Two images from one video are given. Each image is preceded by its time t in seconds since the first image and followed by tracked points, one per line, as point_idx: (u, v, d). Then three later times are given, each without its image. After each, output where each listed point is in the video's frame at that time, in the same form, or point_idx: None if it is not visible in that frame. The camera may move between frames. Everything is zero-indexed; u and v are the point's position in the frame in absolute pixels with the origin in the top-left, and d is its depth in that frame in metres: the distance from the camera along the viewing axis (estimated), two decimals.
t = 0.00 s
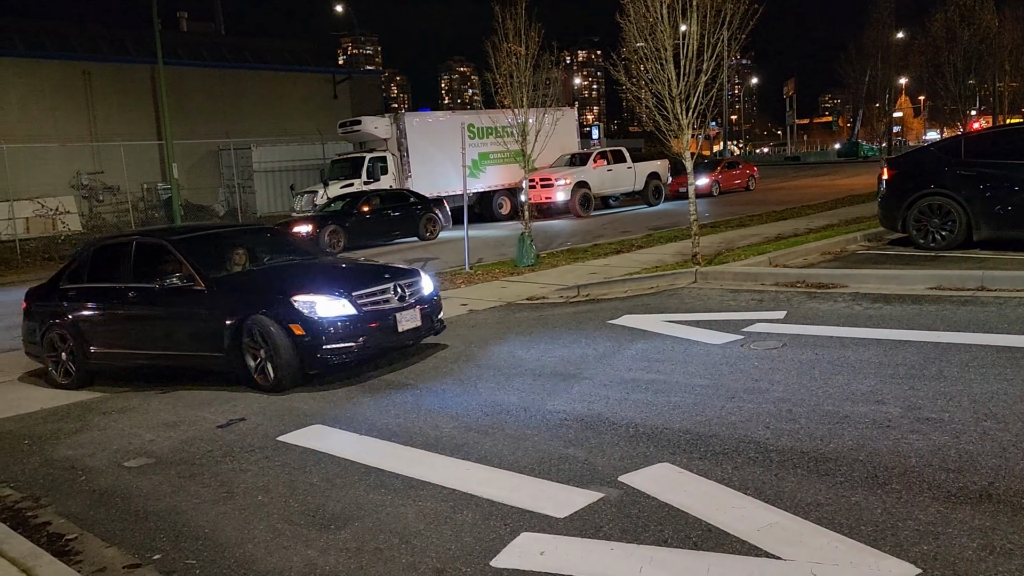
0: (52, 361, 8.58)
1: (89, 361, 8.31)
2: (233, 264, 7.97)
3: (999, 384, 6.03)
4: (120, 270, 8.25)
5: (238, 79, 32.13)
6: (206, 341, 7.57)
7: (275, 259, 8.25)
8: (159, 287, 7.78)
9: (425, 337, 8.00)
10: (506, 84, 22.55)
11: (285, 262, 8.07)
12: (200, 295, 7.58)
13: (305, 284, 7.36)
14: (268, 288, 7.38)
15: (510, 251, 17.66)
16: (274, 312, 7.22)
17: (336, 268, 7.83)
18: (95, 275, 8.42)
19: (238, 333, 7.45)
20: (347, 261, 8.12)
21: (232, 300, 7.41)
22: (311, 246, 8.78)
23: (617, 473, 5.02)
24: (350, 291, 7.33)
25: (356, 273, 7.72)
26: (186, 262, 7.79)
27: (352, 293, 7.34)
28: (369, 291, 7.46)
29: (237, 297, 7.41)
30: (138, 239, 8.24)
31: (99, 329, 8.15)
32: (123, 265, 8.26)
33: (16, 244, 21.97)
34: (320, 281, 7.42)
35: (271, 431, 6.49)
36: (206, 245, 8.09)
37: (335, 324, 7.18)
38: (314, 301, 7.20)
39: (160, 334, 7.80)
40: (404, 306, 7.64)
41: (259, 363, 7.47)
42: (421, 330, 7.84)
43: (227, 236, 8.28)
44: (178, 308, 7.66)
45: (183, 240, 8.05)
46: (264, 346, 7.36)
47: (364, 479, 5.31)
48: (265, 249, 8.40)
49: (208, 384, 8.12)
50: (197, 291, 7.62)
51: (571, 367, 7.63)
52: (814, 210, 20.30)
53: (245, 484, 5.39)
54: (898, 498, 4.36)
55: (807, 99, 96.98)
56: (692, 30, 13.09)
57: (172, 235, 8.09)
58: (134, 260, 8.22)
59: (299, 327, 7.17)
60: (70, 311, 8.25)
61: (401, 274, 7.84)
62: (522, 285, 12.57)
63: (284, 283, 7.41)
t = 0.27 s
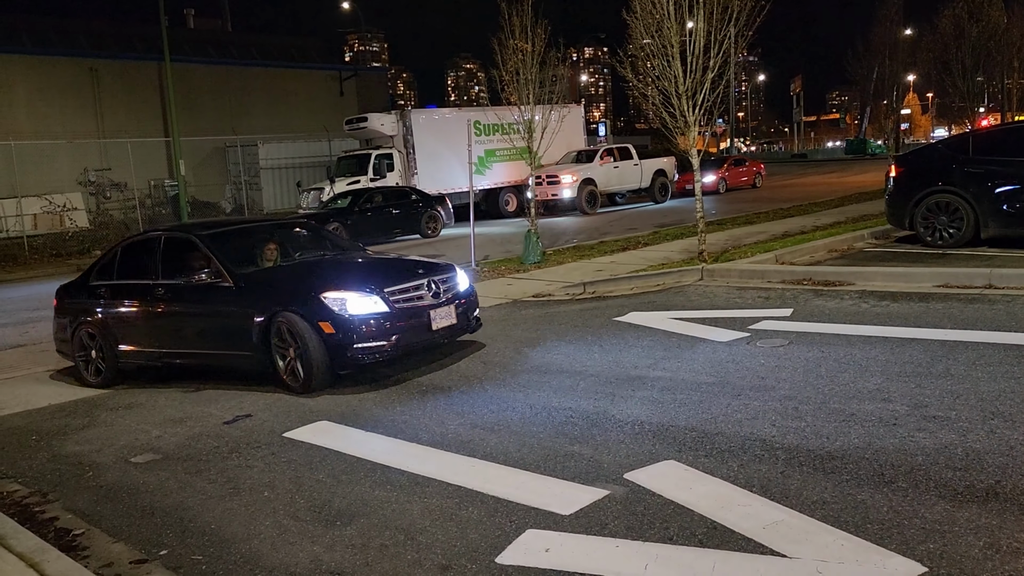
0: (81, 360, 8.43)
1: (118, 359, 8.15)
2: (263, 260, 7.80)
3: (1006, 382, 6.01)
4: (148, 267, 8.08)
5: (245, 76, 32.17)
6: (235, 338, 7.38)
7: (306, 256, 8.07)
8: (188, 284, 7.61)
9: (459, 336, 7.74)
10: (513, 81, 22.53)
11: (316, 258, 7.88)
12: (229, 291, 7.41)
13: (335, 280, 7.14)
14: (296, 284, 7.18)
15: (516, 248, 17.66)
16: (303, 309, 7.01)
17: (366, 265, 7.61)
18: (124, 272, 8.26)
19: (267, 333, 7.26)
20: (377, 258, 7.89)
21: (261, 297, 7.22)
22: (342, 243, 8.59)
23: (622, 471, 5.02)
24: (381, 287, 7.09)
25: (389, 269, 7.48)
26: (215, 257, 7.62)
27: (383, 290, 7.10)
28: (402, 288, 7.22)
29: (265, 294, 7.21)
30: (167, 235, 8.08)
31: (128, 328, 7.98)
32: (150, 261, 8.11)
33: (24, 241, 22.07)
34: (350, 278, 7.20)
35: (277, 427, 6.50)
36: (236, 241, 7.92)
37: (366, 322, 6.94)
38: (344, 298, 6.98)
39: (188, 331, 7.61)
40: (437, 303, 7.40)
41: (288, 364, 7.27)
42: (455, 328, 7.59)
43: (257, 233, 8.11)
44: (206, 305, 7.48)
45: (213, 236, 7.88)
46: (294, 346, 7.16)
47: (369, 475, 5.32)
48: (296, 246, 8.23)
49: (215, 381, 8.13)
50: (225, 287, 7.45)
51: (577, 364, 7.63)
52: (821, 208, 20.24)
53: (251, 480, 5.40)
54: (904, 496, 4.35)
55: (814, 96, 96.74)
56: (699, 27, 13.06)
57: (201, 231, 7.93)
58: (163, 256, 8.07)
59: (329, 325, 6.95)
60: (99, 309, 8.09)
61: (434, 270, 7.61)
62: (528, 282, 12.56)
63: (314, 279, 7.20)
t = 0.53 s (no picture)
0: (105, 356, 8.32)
1: (142, 355, 8.03)
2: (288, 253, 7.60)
3: (1010, 378, 6.00)
4: (172, 260, 7.91)
5: (248, 71, 32.15)
6: (259, 335, 7.19)
7: (332, 249, 7.85)
8: (211, 278, 7.42)
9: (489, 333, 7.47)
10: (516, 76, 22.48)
11: (342, 251, 7.66)
12: (252, 286, 7.21)
13: (361, 275, 6.89)
14: (319, 278, 6.96)
15: (520, 244, 17.63)
16: (328, 305, 6.77)
17: (393, 258, 7.34)
18: (148, 266, 8.10)
19: (290, 330, 7.05)
20: (405, 250, 7.63)
21: (285, 292, 7.01)
22: (369, 235, 8.37)
23: (624, 466, 5.02)
24: (409, 282, 6.83)
25: (417, 263, 7.23)
26: (238, 251, 7.42)
27: (412, 285, 6.84)
28: (431, 282, 6.96)
29: (290, 289, 7.00)
30: (191, 228, 7.89)
31: (152, 323, 7.83)
32: (173, 255, 7.93)
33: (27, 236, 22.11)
34: (377, 272, 6.94)
35: (280, 422, 6.51)
36: (261, 234, 7.72)
37: (394, 319, 6.69)
38: (371, 293, 6.73)
39: (212, 327, 7.44)
40: (467, 298, 7.12)
41: (312, 363, 7.05)
42: (485, 325, 7.32)
43: (282, 224, 7.90)
44: (230, 300, 7.30)
45: (236, 228, 7.68)
46: (319, 344, 6.94)
47: (372, 470, 5.33)
48: (322, 238, 8.01)
49: (217, 375, 8.13)
50: (248, 282, 7.25)
51: (581, 360, 7.62)
52: (826, 203, 20.19)
53: (254, 474, 5.41)
54: (908, 492, 4.34)
55: (817, 92, 96.56)
56: (703, 23, 13.02)
57: (224, 223, 7.73)
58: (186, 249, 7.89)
59: (355, 321, 6.70)
60: (122, 304, 7.95)
61: (463, 264, 7.33)
62: (531, 278, 12.54)
63: (339, 272, 6.97)
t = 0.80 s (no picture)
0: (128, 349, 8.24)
1: (165, 349, 7.93)
2: (313, 246, 7.43)
3: (1011, 373, 5.99)
4: (196, 253, 7.80)
5: (248, 64, 32.08)
6: (282, 330, 7.01)
7: (358, 241, 7.67)
8: (234, 271, 7.27)
9: (522, 331, 7.18)
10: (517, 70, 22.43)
11: (367, 243, 7.47)
12: (276, 279, 7.04)
13: (388, 269, 6.67)
14: (344, 272, 6.75)
15: (520, 238, 17.61)
16: (352, 300, 6.56)
17: (423, 252, 7.10)
18: (172, 258, 8.00)
19: (314, 327, 6.87)
20: (434, 244, 7.39)
21: (309, 286, 6.81)
22: (395, 227, 8.18)
23: (625, 460, 5.02)
24: (438, 278, 6.58)
25: (448, 257, 6.98)
26: (262, 244, 7.27)
27: (441, 281, 6.59)
28: (462, 278, 6.70)
29: (313, 283, 6.80)
30: (215, 220, 7.77)
31: (175, 316, 7.73)
32: (196, 248, 7.83)
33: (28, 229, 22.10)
34: (405, 267, 6.71)
35: (282, 415, 6.50)
36: (285, 226, 7.58)
37: (423, 315, 6.44)
38: (398, 289, 6.50)
39: (234, 321, 7.30)
40: (499, 295, 6.85)
41: (337, 361, 6.85)
42: (518, 322, 7.04)
43: (307, 216, 7.75)
44: (253, 294, 7.14)
45: (260, 220, 7.54)
46: (344, 342, 6.74)
47: (373, 463, 5.33)
48: (347, 230, 7.84)
49: (220, 368, 8.12)
50: (271, 275, 7.08)
51: (582, 353, 7.62)
52: (828, 198, 20.17)
53: (255, 467, 5.41)
54: (909, 486, 4.34)
55: (819, 86, 96.32)
56: (705, 16, 12.93)
57: (248, 215, 7.60)
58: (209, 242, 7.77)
59: (381, 317, 6.47)
60: (146, 297, 7.86)
61: (495, 259, 7.07)
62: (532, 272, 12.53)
63: (365, 266, 6.76)
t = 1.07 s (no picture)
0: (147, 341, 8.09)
1: (184, 341, 7.78)
2: (336, 238, 7.21)
3: (1013, 367, 5.98)
4: (215, 244, 7.60)
5: (248, 57, 32.01)
6: (305, 326, 6.76)
7: (382, 234, 7.43)
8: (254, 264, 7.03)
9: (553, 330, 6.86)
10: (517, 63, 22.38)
11: (392, 237, 7.23)
12: (298, 272, 6.80)
13: (414, 265, 6.39)
14: (369, 268, 6.48)
15: (520, 231, 17.59)
16: (378, 297, 6.29)
17: (451, 247, 6.80)
18: (191, 249, 7.80)
19: (338, 324, 6.62)
20: (462, 239, 7.12)
21: (333, 281, 6.56)
22: (418, 218, 7.95)
23: (626, 454, 5.02)
24: (468, 275, 6.28)
25: (478, 252, 6.67)
26: (283, 235, 7.03)
27: (470, 278, 6.29)
28: (493, 275, 6.40)
29: (337, 279, 6.54)
30: (234, 210, 7.54)
31: (194, 309, 7.55)
32: (214, 239, 7.62)
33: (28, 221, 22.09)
34: (433, 263, 6.41)
35: (282, 408, 6.50)
36: (306, 219, 7.35)
37: (452, 314, 6.16)
38: (425, 287, 6.21)
39: (255, 315, 7.09)
40: (531, 293, 6.52)
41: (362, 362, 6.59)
42: (550, 321, 6.72)
43: (329, 207, 7.51)
44: (274, 287, 6.91)
45: (281, 211, 7.30)
46: (368, 340, 6.48)
47: (374, 456, 5.33)
48: (369, 221, 7.62)
49: (221, 362, 8.11)
50: (293, 269, 6.84)
51: (582, 347, 7.62)
52: (829, 192, 20.15)
53: (255, 459, 5.42)
54: (909, 480, 4.34)
55: (821, 79, 96.11)
56: (707, 10, 12.84)
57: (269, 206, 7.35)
58: (228, 233, 7.55)
59: (407, 316, 6.19)
60: (166, 289, 7.68)
61: (528, 254, 6.74)
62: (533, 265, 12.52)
63: (390, 263, 6.48)
